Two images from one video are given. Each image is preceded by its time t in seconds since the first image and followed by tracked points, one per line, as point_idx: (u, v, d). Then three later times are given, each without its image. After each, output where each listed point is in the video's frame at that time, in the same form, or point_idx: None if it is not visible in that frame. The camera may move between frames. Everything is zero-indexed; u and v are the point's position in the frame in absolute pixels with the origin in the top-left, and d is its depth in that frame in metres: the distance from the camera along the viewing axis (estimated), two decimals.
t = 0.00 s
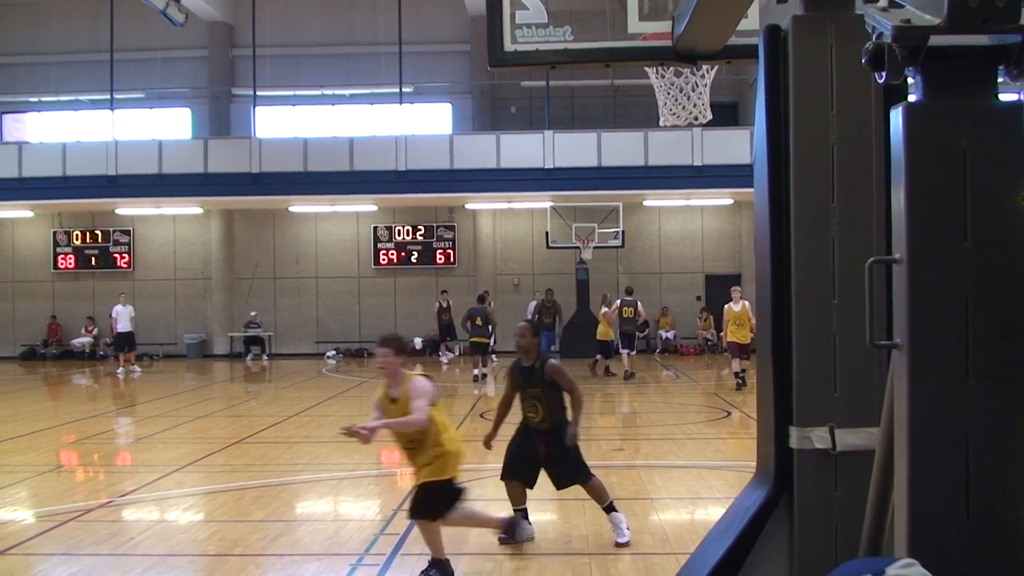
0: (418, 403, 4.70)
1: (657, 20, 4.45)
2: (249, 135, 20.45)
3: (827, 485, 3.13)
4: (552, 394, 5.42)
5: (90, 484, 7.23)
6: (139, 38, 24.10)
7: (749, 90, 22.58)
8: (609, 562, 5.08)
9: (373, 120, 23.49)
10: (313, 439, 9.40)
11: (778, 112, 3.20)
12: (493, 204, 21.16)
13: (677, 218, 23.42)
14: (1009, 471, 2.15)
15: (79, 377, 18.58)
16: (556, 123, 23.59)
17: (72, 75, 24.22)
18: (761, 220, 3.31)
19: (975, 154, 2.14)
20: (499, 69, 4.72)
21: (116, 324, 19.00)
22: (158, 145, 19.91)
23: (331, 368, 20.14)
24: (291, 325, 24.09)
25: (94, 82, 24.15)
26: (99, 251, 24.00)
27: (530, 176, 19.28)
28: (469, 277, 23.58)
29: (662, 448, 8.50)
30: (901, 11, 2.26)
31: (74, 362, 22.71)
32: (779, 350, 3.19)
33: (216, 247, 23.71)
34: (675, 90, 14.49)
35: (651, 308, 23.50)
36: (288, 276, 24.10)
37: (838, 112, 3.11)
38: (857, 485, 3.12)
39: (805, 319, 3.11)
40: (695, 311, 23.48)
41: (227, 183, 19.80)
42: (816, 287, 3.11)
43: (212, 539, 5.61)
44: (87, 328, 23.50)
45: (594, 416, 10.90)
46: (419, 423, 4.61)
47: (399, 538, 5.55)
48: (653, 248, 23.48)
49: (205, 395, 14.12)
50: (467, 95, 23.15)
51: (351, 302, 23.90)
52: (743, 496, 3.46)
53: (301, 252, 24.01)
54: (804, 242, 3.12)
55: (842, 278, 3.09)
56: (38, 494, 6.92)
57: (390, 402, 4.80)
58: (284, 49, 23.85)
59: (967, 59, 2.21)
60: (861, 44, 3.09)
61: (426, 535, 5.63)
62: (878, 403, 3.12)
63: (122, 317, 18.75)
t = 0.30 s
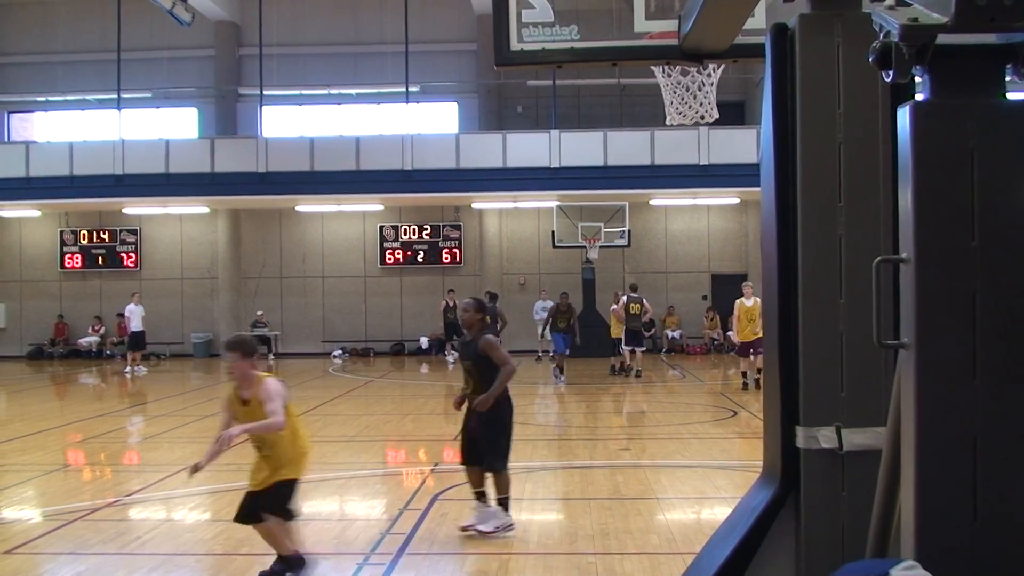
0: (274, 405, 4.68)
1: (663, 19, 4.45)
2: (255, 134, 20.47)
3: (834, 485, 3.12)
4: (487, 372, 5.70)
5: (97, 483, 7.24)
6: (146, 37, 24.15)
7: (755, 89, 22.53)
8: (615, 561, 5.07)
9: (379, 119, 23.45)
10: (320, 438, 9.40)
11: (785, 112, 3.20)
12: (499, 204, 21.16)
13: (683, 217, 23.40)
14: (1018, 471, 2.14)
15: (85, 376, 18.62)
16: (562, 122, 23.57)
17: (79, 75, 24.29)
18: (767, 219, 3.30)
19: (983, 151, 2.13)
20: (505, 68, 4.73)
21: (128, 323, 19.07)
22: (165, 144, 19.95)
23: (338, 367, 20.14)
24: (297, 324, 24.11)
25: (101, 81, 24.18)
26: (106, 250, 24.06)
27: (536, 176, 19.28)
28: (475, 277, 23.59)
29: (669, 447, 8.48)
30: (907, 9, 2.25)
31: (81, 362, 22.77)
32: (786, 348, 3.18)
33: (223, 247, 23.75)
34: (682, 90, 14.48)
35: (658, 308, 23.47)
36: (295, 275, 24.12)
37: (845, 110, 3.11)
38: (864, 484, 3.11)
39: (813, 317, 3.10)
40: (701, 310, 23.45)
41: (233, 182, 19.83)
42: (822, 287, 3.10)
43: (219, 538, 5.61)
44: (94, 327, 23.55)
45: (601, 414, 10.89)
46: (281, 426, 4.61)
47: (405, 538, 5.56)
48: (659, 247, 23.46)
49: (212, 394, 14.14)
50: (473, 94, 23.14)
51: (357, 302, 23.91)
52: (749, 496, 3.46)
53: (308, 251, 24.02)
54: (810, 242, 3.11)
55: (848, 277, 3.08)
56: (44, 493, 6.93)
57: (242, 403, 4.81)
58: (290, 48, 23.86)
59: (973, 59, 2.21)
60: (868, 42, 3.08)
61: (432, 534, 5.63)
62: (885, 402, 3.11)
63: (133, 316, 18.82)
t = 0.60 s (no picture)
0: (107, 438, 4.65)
1: (666, 18, 4.45)
2: (259, 133, 20.48)
3: (838, 484, 3.12)
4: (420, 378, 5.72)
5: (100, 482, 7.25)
6: (150, 37, 24.18)
7: (759, 88, 22.52)
8: (618, 561, 5.07)
9: (383, 118, 23.43)
10: (323, 437, 9.40)
11: (789, 111, 3.20)
12: (502, 203, 21.15)
13: (686, 216, 23.38)
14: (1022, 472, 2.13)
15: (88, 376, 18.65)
16: (565, 121, 23.56)
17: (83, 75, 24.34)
18: (771, 219, 3.30)
19: (987, 151, 2.12)
20: (509, 68, 4.73)
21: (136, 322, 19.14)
22: (169, 143, 19.97)
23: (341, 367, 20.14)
24: (301, 324, 24.13)
25: (104, 81, 24.22)
26: (109, 250, 24.10)
27: (540, 175, 19.27)
28: (479, 275, 23.60)
29: (672, 447, 8.49)
30: (911, 8, 2.24)
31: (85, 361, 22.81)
32: (789, 348, 3.19)
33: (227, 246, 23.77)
34: (685, 88, 14.45)
35: (661, 307, 23.47)
36: (298, 274, 24.14)
37: (848, 109, 3.10)
38: (869, 484, 3.11)
39: (816, 317, 3.10)
40: (705, 309, 23.45)
41: (237, 181, 19.83)
42: (825, 286, 3.10)
43: (222, 537, 5.62)
44: (98, 327, 23.58)
45: (604, 413, 10.89)
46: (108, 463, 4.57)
47: (409, 537, 5.56)
48: (663, 246, 23.45)
49: (216, 394, 14.15)
50: (476, 93, 23.17)
51: (360, 301, 23.93)
52: (753, 494, 3.46)
53: (311, 250, 24.04)
54: (814, 242, 3.11)
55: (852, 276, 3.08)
56: (48, 492, 6.95)
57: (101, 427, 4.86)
58: (293, 48, 23.88)
59: (976, 59, 2.20)
60: (872, 41, 3.08)
61: (436, 533, 5.63)
62: (888, 402, 3.11)
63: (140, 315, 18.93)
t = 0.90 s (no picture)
0: None
1: (671, 17, 4.44)
2: (263, 132, 20.50)
3: (842, 482, 3.12)
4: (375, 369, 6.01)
5: (105, 480, 7.27)
6: (154, 35, 24.20)
7: (764, 86, 22.47)
8: (621, 559, 5.07)
9: (387, 117, 23.44)
10: (327, 435, 9.42)
11: (793, 109, 3.19)
12: (506, 201, 21.14)
13: (691, 214, 23.35)
14: None
15: (94, 374, 18.71)
16: (569, 119, 23.55)
17: (87, 73, 24.39)
18: (775, 217, 3.29)
19: (991, 148, 2.09)
20: (513, 66, 4.74)
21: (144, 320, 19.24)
22: (173, 141, 20.00)
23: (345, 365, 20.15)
24: (305, 322, 24.16)
25: (108, 79, 24.25)
26: (114, 248, 24.19)
27: (544, 173, 19.26)
28: (483, 273, 23.60)
29: (676, 445, 8.49)
30: (916, 6, 2.21)
31: (91, 359, 22.88)
32: (793, 347, 3.18)
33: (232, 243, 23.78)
34: (689, 86, 14.42)
35: (666, 305, 23.46)
36: (302, 272, 24.16)
37: (853, 107, 3.09)
38: (872, 482, 3.11)
39: (821, 315, 3.10)
40: (709, 307, 23.44)
41: (241, 179, 19.87)
42: (830, 285, 3.09)
43: (226, 535, 5.63)
44: (104, 325, 23.64)
45: (607, 412, 10.89)
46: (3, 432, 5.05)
47: (413, 535, 5.57)
48: (668, 244, 23.43)
49: (220, 392, 14.19)
50: (479, 91, 23.14)
51: (365, 299, 23.94)
52: (757, 493, 3.46)
53: (315, 248, 24.06)
54: (818, 241, 3.10)
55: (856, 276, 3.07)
56: (52, 490, 6.97)
57: None
58: (297, 46, 23.90)
59: (981, 56, 2.17)
60: (876, 39, 3.07)
61: (439, 531, 5.64)
62: (892, 400, 3.10)
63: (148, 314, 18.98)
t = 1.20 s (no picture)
0: None
1: (686, 15, 4.50)
2: (278, 131, 20.52)
3: (859, 481, 3.13)
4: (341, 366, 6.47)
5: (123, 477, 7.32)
6: (169, 35, 24.27)
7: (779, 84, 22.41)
8: (638, 558, 5.08)
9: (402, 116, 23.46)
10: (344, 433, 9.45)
11: (810, 107, 3.19)
12: (521, 200, 21.13)
13: (707, 213, 23.30)
14: None
15: (110, 371, 18.81)
16: (584, 118, 23.54)
17: (103, 72, 24.47)
18: (792, 216, 3.29)
19: (1010, 145, 1.97)
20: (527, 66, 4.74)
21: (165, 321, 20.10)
22: (189, 139, 20.03)
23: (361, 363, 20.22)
24: (321, 320, 24.20)
25: (124, 78, 24.31)
26: (131, 246, 24.19)
27: (560, 172, 19.25)
28: (498, 272, 23.61)
29: (692, 444, 8.49)
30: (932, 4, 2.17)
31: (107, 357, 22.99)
32: (810, 346, 3.17)
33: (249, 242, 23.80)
34: (705, 85, 14.39)
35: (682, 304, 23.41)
36: (318, 271, 24.20)
37: (870, 105, 3.09)
38: (890, 482, 3.11)
39: (838, 316, 3.10)
40: (725, 306, 23.40)
41: (258, 177, 19.90)
42: (848, 284, 3.09)
43: (244, 532, 5.65)
44: (121, 322, 23.73)
45: (623, 411, 10.89)
46: None
47: (429, 533, 5.59)
48: (684, 243, 23.38)
49: (237, 389, 14.25)
50: (495, 90, 23.14)
51: (380, 298, 23.98)
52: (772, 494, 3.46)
53: (331, 246, 24.11)
54: (835, 239, 3.10)
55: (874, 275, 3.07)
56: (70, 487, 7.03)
57: None
58: (312, 46, 23.93)
59: (1002, 54, 2.07)
60: (893, 38, 3.08)
61: (456, 529, 5.66)
62: (911, 399, 3.10)
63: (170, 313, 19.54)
